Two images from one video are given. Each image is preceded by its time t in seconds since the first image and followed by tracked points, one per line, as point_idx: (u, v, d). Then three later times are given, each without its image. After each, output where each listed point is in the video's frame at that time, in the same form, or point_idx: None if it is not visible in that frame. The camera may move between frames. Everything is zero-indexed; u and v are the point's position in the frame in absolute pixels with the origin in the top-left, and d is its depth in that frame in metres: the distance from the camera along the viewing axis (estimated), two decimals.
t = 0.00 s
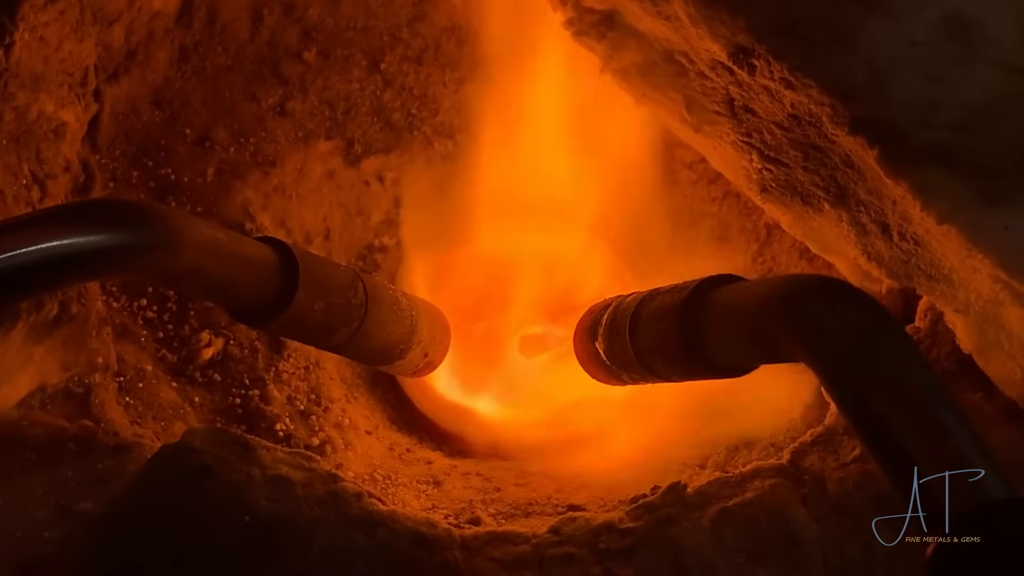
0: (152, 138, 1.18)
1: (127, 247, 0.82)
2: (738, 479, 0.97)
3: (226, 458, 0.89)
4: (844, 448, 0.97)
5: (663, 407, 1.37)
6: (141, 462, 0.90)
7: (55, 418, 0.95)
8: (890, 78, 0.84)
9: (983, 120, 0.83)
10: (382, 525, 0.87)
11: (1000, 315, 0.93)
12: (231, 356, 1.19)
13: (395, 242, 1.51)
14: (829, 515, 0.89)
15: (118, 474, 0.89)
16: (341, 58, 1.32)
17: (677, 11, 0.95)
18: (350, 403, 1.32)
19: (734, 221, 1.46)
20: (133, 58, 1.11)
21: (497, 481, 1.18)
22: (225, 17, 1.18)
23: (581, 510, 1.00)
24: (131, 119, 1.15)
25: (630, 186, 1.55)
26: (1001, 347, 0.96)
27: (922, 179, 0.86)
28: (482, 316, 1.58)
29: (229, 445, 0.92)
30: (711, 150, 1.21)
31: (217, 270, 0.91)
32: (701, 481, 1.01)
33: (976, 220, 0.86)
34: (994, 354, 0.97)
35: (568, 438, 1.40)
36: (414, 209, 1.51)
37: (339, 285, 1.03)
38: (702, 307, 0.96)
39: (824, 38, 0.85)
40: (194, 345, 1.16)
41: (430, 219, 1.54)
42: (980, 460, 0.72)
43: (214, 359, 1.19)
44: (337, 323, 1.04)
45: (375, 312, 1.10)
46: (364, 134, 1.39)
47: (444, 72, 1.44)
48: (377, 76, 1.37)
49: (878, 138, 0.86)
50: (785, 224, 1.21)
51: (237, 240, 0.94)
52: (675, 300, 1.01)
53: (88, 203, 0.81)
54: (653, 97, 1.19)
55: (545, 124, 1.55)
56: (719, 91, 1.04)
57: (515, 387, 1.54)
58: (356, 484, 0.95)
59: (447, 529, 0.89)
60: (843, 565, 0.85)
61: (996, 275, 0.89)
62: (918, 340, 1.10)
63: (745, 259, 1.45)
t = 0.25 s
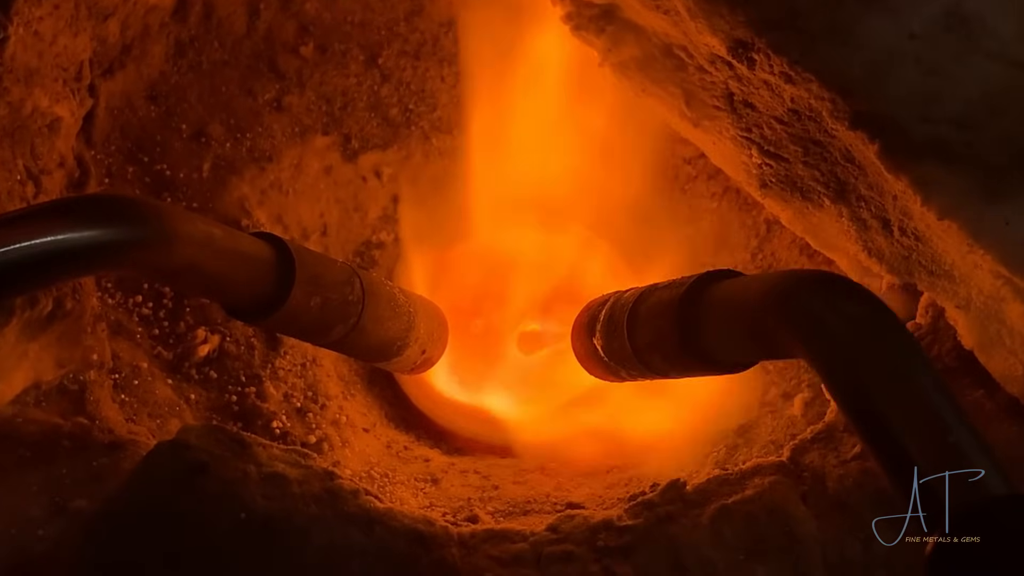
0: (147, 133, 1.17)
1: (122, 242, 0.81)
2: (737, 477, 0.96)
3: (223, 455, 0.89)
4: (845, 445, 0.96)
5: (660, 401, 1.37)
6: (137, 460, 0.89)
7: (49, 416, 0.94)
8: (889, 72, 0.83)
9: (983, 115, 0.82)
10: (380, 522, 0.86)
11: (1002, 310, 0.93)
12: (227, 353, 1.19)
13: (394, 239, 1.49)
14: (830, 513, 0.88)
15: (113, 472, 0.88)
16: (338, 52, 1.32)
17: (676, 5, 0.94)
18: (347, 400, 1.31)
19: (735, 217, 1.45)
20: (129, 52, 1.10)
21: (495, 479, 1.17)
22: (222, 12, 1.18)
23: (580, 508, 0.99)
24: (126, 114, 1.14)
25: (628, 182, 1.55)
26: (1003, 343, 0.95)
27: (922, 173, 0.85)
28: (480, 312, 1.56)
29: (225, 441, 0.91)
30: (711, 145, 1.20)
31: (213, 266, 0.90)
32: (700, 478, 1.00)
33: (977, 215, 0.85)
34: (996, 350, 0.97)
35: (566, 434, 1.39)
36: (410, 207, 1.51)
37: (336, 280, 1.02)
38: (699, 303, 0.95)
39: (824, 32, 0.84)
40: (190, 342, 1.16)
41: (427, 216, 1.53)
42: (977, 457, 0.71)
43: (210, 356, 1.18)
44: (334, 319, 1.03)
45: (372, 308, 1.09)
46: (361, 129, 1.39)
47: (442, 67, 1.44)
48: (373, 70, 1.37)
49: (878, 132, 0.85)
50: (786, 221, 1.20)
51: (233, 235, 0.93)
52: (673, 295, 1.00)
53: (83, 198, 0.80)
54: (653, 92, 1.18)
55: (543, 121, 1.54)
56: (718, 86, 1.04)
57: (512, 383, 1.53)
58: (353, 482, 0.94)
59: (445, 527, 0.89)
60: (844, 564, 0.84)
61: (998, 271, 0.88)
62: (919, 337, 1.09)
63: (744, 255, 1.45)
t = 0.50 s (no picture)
0: (141, 128, 1.17)
1: (114, 237, 0.80)
2: (733, 472, 0.96)
3: (216, 451, 0.88)
4: (841, 440, 0.96)
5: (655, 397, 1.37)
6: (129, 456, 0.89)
7: (42, 412, 0.94)
8: (886, 65, 0.83)
9: (981, 108, 0.81)
10: (373, 519, 0.86)
11: (999, 305, 0.92)
12: (221, 349, 1.18)
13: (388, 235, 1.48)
14: (825, 508, 0.88)
15: (105, 468, 0.87)
16: (332, 46, 1.30)
17: None
18: (341, 396, 1.30)
19: (732, 211, 1.44)
20: (122, 47, 1.10)
21: (491, 476, 1.16)
22: (215, 5, 1.17)
23: (576, 504, 0.99)
24: (120, 108, 1.14)
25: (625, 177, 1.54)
26: (1000, 338, 0.95)
27: (921, 168, 0.84)
28: (477, 308, 1.56)
29: (218, 437, 0.91)
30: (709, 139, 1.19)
31: (206, 260, 0.89)
32: (697, 474, 1.00)
33: (977, 210, 0.84)
34: (994, 345, 0.96)
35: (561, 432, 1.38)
36: (403, 203, 1.50)
37: (330, 276, 1.02)
38: (689, 299, 0.94)
39: (820, 26, 0.83)
40: (183, 338, 1.15)
41: (423, 212, 1.53)
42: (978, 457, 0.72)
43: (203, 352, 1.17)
44: (328, 314, 1.03)
45: (367, 303, 1.09)
46: (355, 123, 1.38)
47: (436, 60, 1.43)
48: (368, 64, 1.36)
49: (875, 126, 0.85)
50: (784, 216, 1.19)
51: (225, 230, 0.92)
52: (663, 291, 0.99)
53: (75, 192, 0.80)
54: (650, 86, 1.17)
55: (539, 117, 1.53)
56: (715, 79, 1.03)
57: (508, 381, 1.53)
58: (346, 478, 0.93)
59: (439, 524, 0.88)
60: (840, 559, 0.84)
61: (996, 266, 0.88)
62: (917, 332, 1.08)
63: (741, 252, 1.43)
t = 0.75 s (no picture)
0: (134, 124, 1.16)
1: (104, 235, 0.79)
2: (731, 471, 0.95)
3: (209, 450, 0.87)
4: (839, 439, 0.95)
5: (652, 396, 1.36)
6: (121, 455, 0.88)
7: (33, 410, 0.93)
8: (886, 60, 0.82)
9: (981, 104, 0.81)
10: (367, 517, 0.85)
11: (999, 301, 0.92)
12: (215, 348, 1.17)
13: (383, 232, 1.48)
14: (825, 508, 0.87)
15: (97, 468, 0.86)
16: (329, 42, 1.31)
17: None
18: (336, 395, 1.29)
19: (729, 207, 1.46)
20: (115, 41, 1.10)
21: (486, 475, 1.15)
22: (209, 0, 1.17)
23: (572, 503, 0.98)
24: (112, 104, 1.14)
25: (623, 174, 1.54)
26: (999, 335, 0.94)
27: (921, 164, 0.84)
28: (472, 306, 1.55)
29: (210, 436, 0.89)
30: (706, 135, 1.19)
31: (198, 258, 0.88)
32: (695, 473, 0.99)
33: (976, 205, 0.84)
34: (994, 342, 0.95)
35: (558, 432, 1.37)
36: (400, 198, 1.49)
37: (324, 273, 1.01)
38: (690, 299, 0.94)
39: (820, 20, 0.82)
40: (176, 337, 1.14)
41: (420, 208, 1.52)
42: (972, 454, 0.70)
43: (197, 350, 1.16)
44: (322, 311, 1.02)
45: (362, 301, 1.08)
46: (351, 119, 1.37)
47: (434, 56, 1.43)
48: (365, 60, 1.36)
49: (875, 122, 0.84)
50: (783, 213, 1.18)
51: (219, 227, 0.91)
52: (663, 290, 0.99)
53: (65, 189, 0.79)
54: (647, 82, 1.16)
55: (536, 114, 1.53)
56: (713, 75, 1.02)
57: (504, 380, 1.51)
58: (341, 477, 0.92)
59: (434, 522, 0.87)
60: (840, 560, 0.83)
61: (994, 262, 0.87)
62: (916, 330, 1.08)
63: (739, 247, 1.44)
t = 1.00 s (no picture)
0: (129, 123, 1.16)
1: (99, 235, 0.78)
2: (730, 473, 0.94)
3: (205, 451, 0.86)
4: (839, 440, 0.95)
5: (650, 396, 1.35)
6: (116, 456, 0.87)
7: (26, 410, 0.92)
8: (885, 58, 0.81)
9: (981, 102, 0.80)
10: (364, 520, 0.84)
11: (1000, 302, 0.91)
12: (210, 348, 1.16)
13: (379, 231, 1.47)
14: (825, 510, 0.86)
15: (92, 468, 0.86)
16: (325, 40, 1.29)
17: None
18: (332, 395, 1.29)
19: (729, 206, 1.45)
20: (110, 40, 1.10)
21: (484, 476, 1.15)
22: None
23: (570, 505, 0.97)
24: (107, 103, 1.13)
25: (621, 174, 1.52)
26: (1000, 336, 0.94)
27: (920, 163, 0.83)
28: (470, 305, 1.55)
29: (206, 437, 0.89)
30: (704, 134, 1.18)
31: (194, 257, 0.88)
32: (694, 474, 0.98)
33: (977, 205, 0.83)
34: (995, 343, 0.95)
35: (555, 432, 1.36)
36: (398, 198, 1.49)
37: (320, 273, 1.00)
38: (687, 298, 0.93)
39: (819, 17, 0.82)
40: (171, 337, 1.13)
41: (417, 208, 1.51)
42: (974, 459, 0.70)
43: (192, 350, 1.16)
44: (318, 311, 1.01)
45: (358, 301, 1.07)
46: (348, 117, 1.36)
47: (431, 54, 1.40)
48: (361, 58, 1.33)
49: (874, 121, 0.83)
50: (781, 212, 1.18)
51: (214, 226, 0.90)
52: (660, 289, 0.98)
53: (60, 188, 0.78)
54: (645, 80, 1.16)
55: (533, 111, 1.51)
56: (711, 73, 1.02)
57: (501, 379, 1.52)
58: (337, 479, 0.92)
59: (431, 525, 0.87)
60: (840, 561, 0.82)
61: (995, 262, 0.86)
62: (916, 330, 1.07)
63: (739, 245, 1.44)
